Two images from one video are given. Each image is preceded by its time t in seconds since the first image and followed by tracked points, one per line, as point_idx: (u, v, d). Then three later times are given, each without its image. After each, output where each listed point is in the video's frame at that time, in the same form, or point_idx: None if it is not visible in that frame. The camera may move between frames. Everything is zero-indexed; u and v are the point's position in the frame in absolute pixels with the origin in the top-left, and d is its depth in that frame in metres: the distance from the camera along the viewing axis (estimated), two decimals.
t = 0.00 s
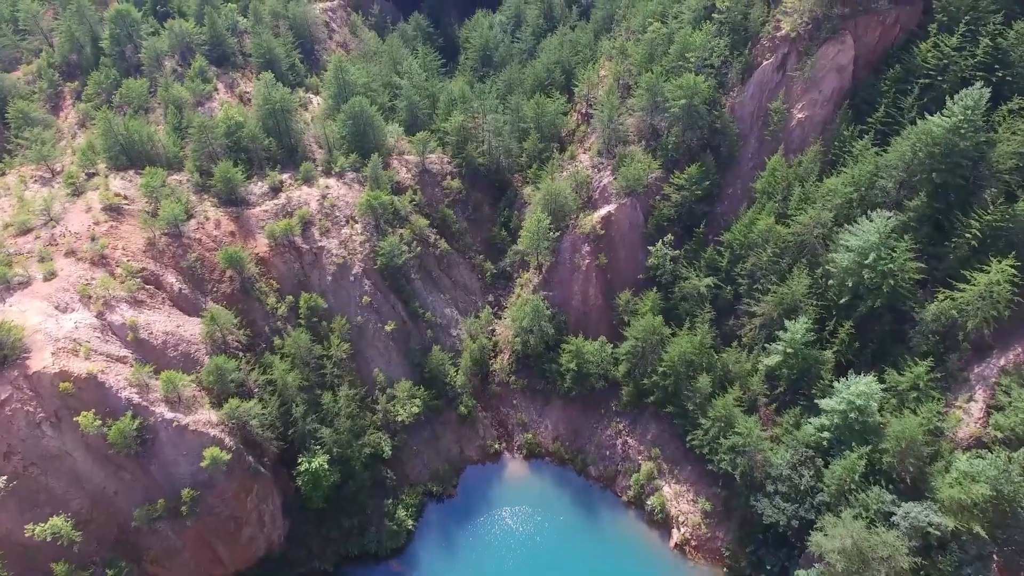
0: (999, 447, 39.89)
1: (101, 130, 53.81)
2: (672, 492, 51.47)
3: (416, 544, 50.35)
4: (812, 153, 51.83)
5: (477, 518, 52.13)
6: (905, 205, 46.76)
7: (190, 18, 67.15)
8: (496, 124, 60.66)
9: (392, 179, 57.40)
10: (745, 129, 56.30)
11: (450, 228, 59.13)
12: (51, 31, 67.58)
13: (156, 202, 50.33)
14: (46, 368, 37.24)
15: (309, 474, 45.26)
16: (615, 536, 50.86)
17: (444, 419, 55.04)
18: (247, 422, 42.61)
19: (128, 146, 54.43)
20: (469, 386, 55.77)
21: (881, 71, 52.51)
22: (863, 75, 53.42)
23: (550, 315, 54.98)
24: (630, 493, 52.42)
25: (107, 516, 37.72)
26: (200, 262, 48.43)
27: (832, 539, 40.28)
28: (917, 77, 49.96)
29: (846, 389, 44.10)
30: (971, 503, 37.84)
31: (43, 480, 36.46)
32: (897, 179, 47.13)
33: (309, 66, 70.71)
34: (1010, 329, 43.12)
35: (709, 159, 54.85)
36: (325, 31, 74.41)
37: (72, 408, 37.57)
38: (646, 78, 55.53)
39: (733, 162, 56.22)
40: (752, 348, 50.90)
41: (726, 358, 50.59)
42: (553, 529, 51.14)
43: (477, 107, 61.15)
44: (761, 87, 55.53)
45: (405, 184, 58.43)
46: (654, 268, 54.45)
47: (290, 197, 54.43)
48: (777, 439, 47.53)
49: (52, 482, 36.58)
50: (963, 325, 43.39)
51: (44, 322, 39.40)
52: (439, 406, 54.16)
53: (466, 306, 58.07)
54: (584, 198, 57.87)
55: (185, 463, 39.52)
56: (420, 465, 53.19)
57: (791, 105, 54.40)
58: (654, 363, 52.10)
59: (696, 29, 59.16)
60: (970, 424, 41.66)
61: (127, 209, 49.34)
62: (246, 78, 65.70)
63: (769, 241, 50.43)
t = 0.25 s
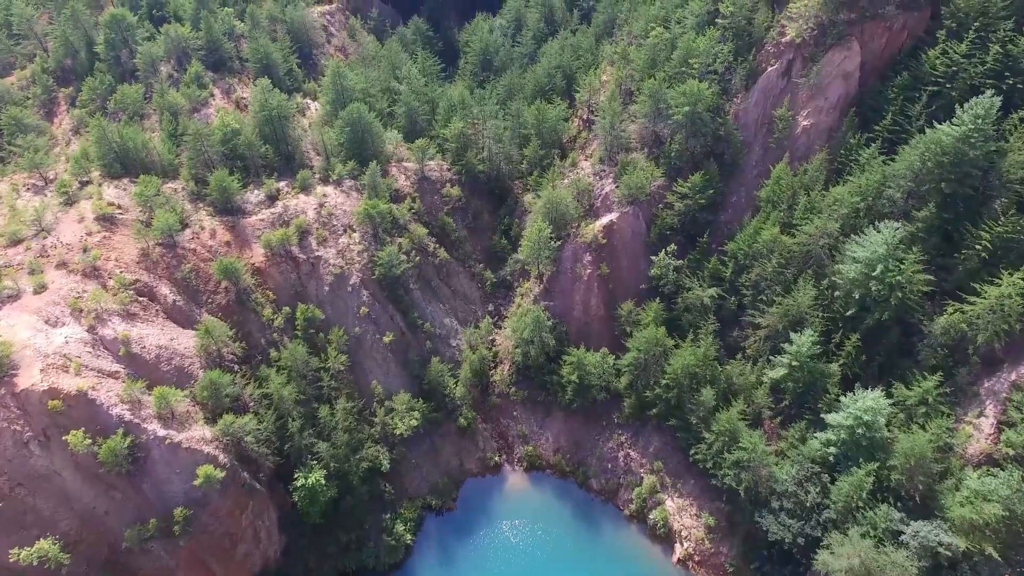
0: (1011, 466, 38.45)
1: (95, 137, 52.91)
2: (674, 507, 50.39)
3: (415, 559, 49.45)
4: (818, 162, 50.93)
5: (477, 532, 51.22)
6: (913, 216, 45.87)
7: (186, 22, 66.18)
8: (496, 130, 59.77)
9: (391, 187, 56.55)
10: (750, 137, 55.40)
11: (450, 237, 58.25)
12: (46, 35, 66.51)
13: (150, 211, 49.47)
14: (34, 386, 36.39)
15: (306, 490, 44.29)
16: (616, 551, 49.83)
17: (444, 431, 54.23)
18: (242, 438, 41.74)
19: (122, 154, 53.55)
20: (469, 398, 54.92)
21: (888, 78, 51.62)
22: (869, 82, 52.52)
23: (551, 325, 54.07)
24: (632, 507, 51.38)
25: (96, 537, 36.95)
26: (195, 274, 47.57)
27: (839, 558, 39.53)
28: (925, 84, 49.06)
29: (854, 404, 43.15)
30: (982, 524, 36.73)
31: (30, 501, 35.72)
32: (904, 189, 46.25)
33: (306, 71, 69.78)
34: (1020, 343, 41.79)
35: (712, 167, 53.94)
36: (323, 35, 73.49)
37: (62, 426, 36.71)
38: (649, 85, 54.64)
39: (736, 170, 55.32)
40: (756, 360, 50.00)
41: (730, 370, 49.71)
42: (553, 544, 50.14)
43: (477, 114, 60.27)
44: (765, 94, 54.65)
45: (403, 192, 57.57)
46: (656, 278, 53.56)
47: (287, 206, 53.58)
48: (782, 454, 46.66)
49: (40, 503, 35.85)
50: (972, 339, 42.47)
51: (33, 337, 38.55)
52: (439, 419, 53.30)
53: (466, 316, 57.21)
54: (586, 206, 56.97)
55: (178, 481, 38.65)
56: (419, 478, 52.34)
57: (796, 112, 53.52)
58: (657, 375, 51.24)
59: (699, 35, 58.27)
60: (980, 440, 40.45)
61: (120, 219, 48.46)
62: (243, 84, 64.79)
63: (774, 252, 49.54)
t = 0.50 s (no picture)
0: None
1: (87, 146, 51.92)
2: (678, 523, 49.10)
3: None
4: (824, 171, 49.90)
5: (476, 550, 50.10)
6: (922, 228, 44.80)
7: (182, 28, 65.13)
8: (496, 138, 58.71)
9: (389, 196, 55.54)
10: (754, 145, 54.35)
11: (449, 246, 57.20)
12: (39, 41, 65.44)
13: (143, 222, 48.46)
14: (20, 407, 35.57)
15: (302, 508, 43.15)
16: (618, 568, 48.55)
17: (443, 445, 53.23)
18: (235, 457, 40.70)
19: (115, 163, 52.52)
20: (468, 411, 53.88)
21: (896, 86, 50.56)
22: (877, 90, 51.46)
23: (552, 338, 52.98)
24: (635, 523, 50.08)
25: (84, 562, 36.04)
26: (188, 287, 46.54)
27: None
28: (934, 93, 48.01)
29: (862, 421, 42.09)
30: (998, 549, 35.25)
31: (15, 527, 35.00)
32: (914, 200, 45.18)
33: (304, 77, 68.71)
34: None
35: (717, 176, 52.89)
36: (321, 40, 72.43)
37: (49, 448, 35.78)
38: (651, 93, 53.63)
39: (741, 179, 54.23)
40: (761, 374, 48.95)
41: (735, 385, 48.68)
42: (553, 562, 48.95)
43: (477, 121, 59.21)
44: (771, 102, 53.61)
45: (401, 202, 56.53)
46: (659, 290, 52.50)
47: (283, 216, 52.56)
48: (788, 471, 45.58)
49: (25, 528, 35.13)
50: (985, 355, 41.34)
51: (20, 356, 37.76)
52: (437, 433, 52.24)
53: (465, 327, 56.19)
54: (587, 216, 55.93)
55: (169, 503, 37.74)
56: (417, 494, 51.23)
57: (801, 120, 52.52)
58: (660, 390, 50.24)
59: (703, 41, 57.23)
60: (993, 460, 39.22)
61: (112, 230, 47.48)
62: (239, 90, 63.74)
63: (780, 264, 48.48)
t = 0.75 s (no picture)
0: None
1: (79, 154, 51.03)
2: (680, 539, 48.02)
3: None
4: (830, 180, 48.98)
5: (474, 565, 48.91)
6: (931, 239, 43.85)
7: (177, 32, 64.17)
8: (496, 145, 57.81)
9: (386, 205, 54.65)
10: (758, 153, 53.45)
11: (448, 255, 56.29)
12: (32, 46, 64.47)
13: (135, 232, 47.56)
14: (7, 426, 34.93)
15: (298, 525, 42.19)
16: None
17: (441, 458, 52.25)
18: (229, 476, 39.82)
19: (107, 172, 51.62)
20: (467, 424, 52.98)
21: (903, 94, 49.62)
22: (883, 97, 50.53)
23: (552, 350, 52.04)
24: (637, 538, 49.09)
25: None
26: (181, 299, 45.62)
27: None
28: (942, 100, 47.07)
29: (870, 438, 41.05)
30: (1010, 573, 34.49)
31: None
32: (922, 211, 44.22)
33: (301, 82, 67.75)
34: None
35: (720, 185, 51.95)
36: (318, 44, 71.46)
37: (36, 470, 35.09)
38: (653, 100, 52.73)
39: (745, 187, 53.32)
40: (766, 387, 48.03)
41: (739, 399, 47.77)
42: None
43: (476, 128, 58.27)
44: (775, 109, 52.73)
45: (399, 210, 55.64)
46: (662, 301, 51.56)
47: (279, 226, 51.67)
48: (793, 487, 44.61)
49: (10, 553, 33.91)
50: (995, 370, 40.35)
51: (7, 372, 37.19)
52: (436, 446, 51.31)
53: (464, 338, 55.29)
54: (589, 224, 54.98)
55: (160, 524, 36.90)
56: (415, 508, 50.27)
57: (806, 128, 51.62)
58: (662, 403, 49.31)
59: (706, 47, 56.32)
60: (1004, 478, 38.25)
61: (104, 241, 46.60)
62: (234, 96, 62.80)
63: (785, 275, 47.56)
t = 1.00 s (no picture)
0: None
1: (69, 164, 49.98)
2: (683, 558, 46.66)
3: None
4: (837, 191, 47.97)
5: None
6: (941, 253, 42.78)
7: (171, 38, 63.08)
8: (495, 153, 56.76)
9: (384, 215, 53.61)
10: (763, 162, 52.37)
11: (446, 266, 55.25)
12: (23, 52, 63.38)
13: (127, 245, 46.49)
14: None
15: (294, 546, 41.10)
16: None
17: (440, 473, 51.10)
18: (222, 497, 39.07)
19: (98, 182, 50.55)
20: (466, 439, 51.94)
21: (912, 102, 48.57)
22: (891, 106, 49.48)
23: (553, 364, 51.00)
24: (639, 556, 47.88)
25: None
26: (172, 313, 44.55)
27: None
28: (952, 110, 46.01)
29: (879, 458, 39.94)
30: None
31: None
32: (933, 223, 43.10)
33: (297, 88, 66.71)
34: None
35: (724, 195, 50.89)
36: (315, 49, 70.40)
37: (20, 495, 34.30)
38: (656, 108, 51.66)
39: (749, 197, 52.21)
40: (771, 403, 46.98)
41: (743, 415, 46.74)
42: None
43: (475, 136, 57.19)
44: (780, 118, 51.68)
45: (397, 220, 54.62)
46: (664, 314, 50.48)
47: (273, 237, 50.63)
48: (800, 507, 43.44)
49: None
50: (1009, 389, 39.00)
51: None
52: (434, 462, 50.22)
53: (463, 350, 54.25)
54: (590, 235, 53.91)
55: (149, 549, 36.26)
56: (413, 525, 49.08)
57: (812, 137, 50.60)
58: (665, 419, 48.30)
59: (710, 54, 55.17)
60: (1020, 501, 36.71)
61: (94, 254, 45.54)
62: (229, 103, 61.71)
63: (790, 288, 46.54)
